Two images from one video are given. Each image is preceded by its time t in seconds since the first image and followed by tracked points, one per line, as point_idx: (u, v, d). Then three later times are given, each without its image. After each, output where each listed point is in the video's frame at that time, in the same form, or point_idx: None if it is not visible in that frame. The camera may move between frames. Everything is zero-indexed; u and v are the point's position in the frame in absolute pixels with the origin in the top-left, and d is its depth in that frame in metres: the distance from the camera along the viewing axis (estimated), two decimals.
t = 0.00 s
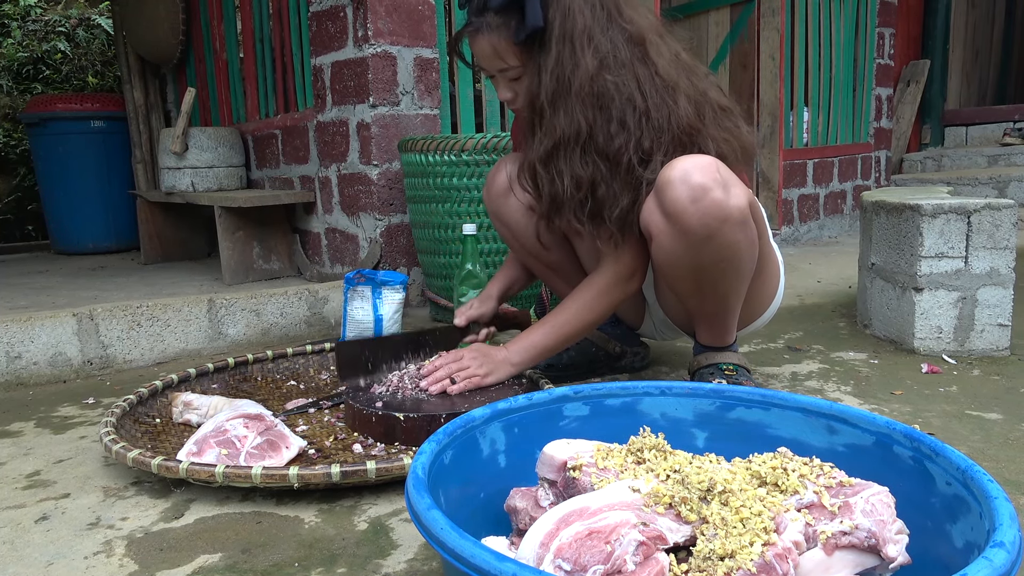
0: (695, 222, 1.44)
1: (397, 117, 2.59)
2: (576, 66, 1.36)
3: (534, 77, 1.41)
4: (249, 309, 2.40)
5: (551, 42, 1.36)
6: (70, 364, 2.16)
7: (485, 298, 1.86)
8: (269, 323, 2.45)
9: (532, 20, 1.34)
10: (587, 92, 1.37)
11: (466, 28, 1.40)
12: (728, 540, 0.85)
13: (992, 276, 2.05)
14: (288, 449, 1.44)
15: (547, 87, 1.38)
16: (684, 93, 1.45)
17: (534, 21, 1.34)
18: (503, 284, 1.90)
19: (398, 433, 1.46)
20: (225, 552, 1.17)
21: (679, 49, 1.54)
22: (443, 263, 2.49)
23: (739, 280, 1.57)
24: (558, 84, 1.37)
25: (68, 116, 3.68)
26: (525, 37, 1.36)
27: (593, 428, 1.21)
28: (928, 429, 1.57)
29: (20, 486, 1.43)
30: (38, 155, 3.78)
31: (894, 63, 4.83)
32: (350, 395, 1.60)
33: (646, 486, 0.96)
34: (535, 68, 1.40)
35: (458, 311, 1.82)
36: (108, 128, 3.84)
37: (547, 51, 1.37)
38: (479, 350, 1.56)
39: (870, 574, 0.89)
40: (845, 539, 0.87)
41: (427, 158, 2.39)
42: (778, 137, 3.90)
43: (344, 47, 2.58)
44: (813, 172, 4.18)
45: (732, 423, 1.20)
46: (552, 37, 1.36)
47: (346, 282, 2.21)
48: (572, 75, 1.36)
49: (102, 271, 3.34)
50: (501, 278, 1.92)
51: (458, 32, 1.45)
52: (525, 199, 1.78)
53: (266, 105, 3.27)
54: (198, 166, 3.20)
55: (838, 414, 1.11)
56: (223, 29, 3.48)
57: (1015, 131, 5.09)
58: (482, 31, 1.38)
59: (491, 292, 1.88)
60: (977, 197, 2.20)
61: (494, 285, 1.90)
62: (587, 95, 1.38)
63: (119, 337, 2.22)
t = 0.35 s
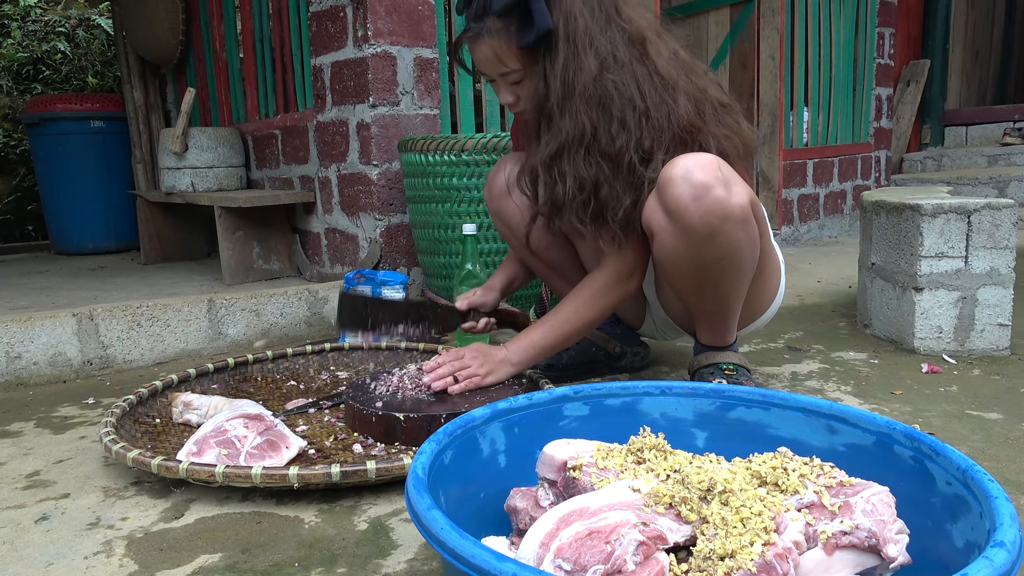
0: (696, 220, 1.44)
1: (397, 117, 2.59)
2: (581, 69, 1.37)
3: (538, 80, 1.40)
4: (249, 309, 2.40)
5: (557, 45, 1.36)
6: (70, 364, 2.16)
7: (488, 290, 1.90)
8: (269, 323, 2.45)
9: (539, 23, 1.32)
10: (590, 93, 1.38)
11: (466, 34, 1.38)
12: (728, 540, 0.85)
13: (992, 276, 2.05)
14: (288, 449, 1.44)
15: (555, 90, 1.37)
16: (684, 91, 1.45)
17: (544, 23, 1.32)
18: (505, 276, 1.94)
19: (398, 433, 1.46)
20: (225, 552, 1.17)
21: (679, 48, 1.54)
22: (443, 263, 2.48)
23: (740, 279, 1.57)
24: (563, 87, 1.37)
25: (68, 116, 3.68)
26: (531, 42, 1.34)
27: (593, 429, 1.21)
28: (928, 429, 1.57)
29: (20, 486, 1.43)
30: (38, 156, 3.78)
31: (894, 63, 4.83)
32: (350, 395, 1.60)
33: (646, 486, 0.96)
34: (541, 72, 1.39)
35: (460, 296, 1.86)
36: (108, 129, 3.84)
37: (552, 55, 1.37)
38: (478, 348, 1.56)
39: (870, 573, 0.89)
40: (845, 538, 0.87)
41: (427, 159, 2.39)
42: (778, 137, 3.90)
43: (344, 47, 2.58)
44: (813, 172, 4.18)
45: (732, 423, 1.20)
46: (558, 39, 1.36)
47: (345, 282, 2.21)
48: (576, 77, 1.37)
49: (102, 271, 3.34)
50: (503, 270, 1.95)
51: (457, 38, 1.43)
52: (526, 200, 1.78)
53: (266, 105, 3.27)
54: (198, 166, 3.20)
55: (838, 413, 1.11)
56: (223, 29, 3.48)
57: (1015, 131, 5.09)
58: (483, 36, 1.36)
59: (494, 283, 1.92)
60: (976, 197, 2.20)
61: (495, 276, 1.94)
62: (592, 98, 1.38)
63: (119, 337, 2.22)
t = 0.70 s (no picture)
0: (698, 220, 1.44)
1: (397, 117, 2.59)
2: (573, 70, 1.36)
3: (533, 80, 1.39)
4: (249, 309, 2.40)
5: (548, 45, 1.35)
6: (70, 364, 2.16)
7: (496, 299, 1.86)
8: (269, 323, 2.45)
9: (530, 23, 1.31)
10: (585, 95, 1.37)
11: (465, 33, 1.38)
12: (728, 540, 0.85)
13: (991, 276, 2.05)
14: (288, 449, 1.45)
15: (549, 90, 1.37)
16: (679, 92, 1.45)
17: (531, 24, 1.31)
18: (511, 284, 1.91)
19: (398, 433, 1.46)
20: (225, 552, 1.17)
21: (678, 48, 1.54)
22: (443, 263, 2.48)
23: (741, 279, 1.57)
24: (558, 88, 1.36)
25: (68, 116, 3.68)
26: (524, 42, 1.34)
27: (593, 429, 1.21)
28: (928, 429, 1.57)
29: (20, 486, 1.43)
30: (38, 156, 3.78)
31: (894, 63, 4.83)
32: (350, 395, 1.60)
33: (646, 486, 0.96)
34: (536, 73, 1.38)
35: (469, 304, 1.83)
36: (108, 129, 3.84)
37: (545, 55, 1.36)
38: (477, 348, 1.57)
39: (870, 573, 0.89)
40: (845, 538, 0.87)
41: (427, 159, 2.39)
42: (778, 137, 3.90)
43: (344, 47, 2.58)
44: (813, 172, 4.18)
45: (732, 423, 1.20)
46: (548, 40, 1.35)
47: (345, 282, 2.22)
48: (569, 78, 1.36)
49: (102, 271, 3.34)
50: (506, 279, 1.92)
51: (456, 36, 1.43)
52: (524, 201, 1.78)
53: (265, 105, 3.27)
54: (198, 166, 3.20)
55: (838, 413, 1.11)
56: (223, 29, 3.48)
57: (1015, 130, 5.09)
58: (481, 36, 1.36)
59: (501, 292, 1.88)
60: (976, 197, 2.20)
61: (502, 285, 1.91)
62: (586, 100, 1.38)
63: (119, 337, 2.22)
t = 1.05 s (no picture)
0: (697, 220, 1.44)
1: (397, 116, 2.59)
2: (574, 66, 1.36)
3: (534, 75, 1.40)
4: (249, 309, 2.40)
5: (547, 40, 1.37)
6: (70, 364, 2.16)
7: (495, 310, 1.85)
8: (269, 323, 2.45)
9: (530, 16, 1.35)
10: (584, 92, 1.38)
11: (467, 27, 1.40)
12: (727, 539, 0.85)
13: (991, 276, 2.05)
14: (288, 449, 1.45)
15: (546, 84, 1.38)
16: (682, 92, 1.45)
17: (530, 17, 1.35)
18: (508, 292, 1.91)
19: (398, 433, 1.46)
20: (225, 552, 1.17)
21: (680, 49, 1.54)
22: (443, 262, 2.48)
23: (740, 279, 1.57)
24: (557, 83, 1.37)
25: (68, 116, 3.68)
26: (525, 33, 1.36)
27: (593, 428, 1.21)
28: (928, 428, 1.57)
29: (20, 486, 1.43)
30: (38, 155, 3.78)
31: (894, 63, 4.83)
32: (350, 395, 1.60)
33: (646, 486, 0.96)
34: (536, 66, 1.39)
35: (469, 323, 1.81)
36: (108, 129, 3.84)
37: (546, 49, 1.37)
38: (482, 345, 1.55)
39: (869, 573, 0.89)
40: (844, 538, 0.87)
41: (427, 158, 2.38)
42: (778, 137, 3.90)
43: (344, 47, 2.58)
44: (813, 172, 4.18)
45: (732, 423, 1.20)
46: (548, 35, 1.36)
47: (345, 282, 2.22)
48: (569, 73, 1.37)
49: (102, 271, 3.34)
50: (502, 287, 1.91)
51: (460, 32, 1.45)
52: (525, 199, 1.77)
53: (265, 105, 3.27)
54: (198, 166, 3.20)
55: (838, 413, 1.11)
56: (223, 29, 3.48)
57: (1014, 131, 5.09)
58: (486, 30, 1.38)
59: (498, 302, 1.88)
60: (976, 197, 2.21)
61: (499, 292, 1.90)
62: (586, 96, 1.38)
63: (119, 337, 2.22)
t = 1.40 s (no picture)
0: (701, 218, 1.44)
1: (397, 116, 2.59)
2: (582, 61, 1.35)
3: (539, 73, 1.37)
4: (249, 309, 2.40)
5: (555, 37, 1.35)
6: (69, 364, 2.16)
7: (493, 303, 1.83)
8: (269, 322, 2.45)
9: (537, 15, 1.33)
10: (592, 87, 1.37)
11: (470, 27, 1.37)
12: (728, 540, 0.85)
13: (991, 276, 2.05)
14: (288, 449, 1.45)
15: (553, 82, 1.35)
16: (688, 86, 1.45)
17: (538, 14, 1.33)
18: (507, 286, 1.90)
19: (398, 433, 1.46)
20: (224, 552, 1.17)
21: (685, 44, 1.53)
22: (443, 262, 2.48)
23: (743, 278, 1.57)
24: (564, 79, 1.35)
25: (67, 116, 3.68)
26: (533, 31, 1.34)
27: (593, 428, 1.21)
28: (928, 428, 1.57)
29: (20, 486, 1.43)
30: (38, 155, 3.78)
31: (894, 63, 4.84)
32: (350, 395, 1.60)
33: (646, 486, 0.96)
34: (542, 64, 1.37)
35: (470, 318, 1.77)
36: (108, 128, 3.84)
37: (552, 47, 1.35)
38: (483, 343, 1.51)
39: (870, 573, 0.89)
40: (844, 538, 0.87)
41: (427, 158, 2.38)
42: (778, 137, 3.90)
43: (344, 47, 2.57)
44: (813, 172, 4.18)
45: (732, 423, 1.20)
46: (556, 31, 1.35)
47: (345, 281, 2.22)
48: (576, 70, 1.35)
49: (102, 271, 3.34)
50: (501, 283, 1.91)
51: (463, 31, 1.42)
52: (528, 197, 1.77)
53: (265, 105, 3.27)
54: (198, 166, 3.19)
55: (838, 413, 1.11)
56: (223, 29, 3.48)
57: (1014, 130, 5.09)
58: (489, 28, 1.35)
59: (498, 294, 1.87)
60: (976, 197, 2.21)
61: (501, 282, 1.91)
62: (593, 91, 1.37)
63: (119, 336, 2.22)
